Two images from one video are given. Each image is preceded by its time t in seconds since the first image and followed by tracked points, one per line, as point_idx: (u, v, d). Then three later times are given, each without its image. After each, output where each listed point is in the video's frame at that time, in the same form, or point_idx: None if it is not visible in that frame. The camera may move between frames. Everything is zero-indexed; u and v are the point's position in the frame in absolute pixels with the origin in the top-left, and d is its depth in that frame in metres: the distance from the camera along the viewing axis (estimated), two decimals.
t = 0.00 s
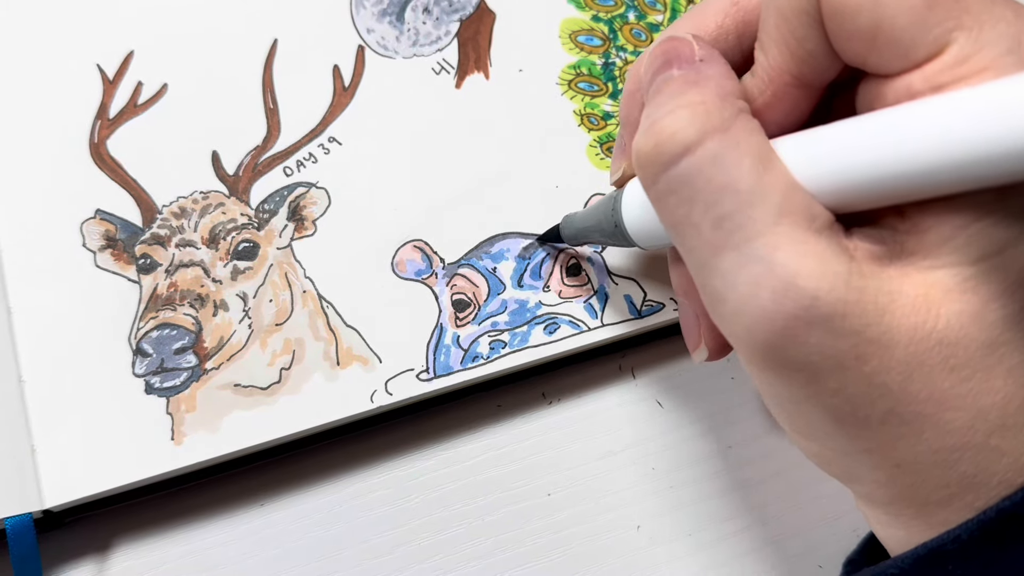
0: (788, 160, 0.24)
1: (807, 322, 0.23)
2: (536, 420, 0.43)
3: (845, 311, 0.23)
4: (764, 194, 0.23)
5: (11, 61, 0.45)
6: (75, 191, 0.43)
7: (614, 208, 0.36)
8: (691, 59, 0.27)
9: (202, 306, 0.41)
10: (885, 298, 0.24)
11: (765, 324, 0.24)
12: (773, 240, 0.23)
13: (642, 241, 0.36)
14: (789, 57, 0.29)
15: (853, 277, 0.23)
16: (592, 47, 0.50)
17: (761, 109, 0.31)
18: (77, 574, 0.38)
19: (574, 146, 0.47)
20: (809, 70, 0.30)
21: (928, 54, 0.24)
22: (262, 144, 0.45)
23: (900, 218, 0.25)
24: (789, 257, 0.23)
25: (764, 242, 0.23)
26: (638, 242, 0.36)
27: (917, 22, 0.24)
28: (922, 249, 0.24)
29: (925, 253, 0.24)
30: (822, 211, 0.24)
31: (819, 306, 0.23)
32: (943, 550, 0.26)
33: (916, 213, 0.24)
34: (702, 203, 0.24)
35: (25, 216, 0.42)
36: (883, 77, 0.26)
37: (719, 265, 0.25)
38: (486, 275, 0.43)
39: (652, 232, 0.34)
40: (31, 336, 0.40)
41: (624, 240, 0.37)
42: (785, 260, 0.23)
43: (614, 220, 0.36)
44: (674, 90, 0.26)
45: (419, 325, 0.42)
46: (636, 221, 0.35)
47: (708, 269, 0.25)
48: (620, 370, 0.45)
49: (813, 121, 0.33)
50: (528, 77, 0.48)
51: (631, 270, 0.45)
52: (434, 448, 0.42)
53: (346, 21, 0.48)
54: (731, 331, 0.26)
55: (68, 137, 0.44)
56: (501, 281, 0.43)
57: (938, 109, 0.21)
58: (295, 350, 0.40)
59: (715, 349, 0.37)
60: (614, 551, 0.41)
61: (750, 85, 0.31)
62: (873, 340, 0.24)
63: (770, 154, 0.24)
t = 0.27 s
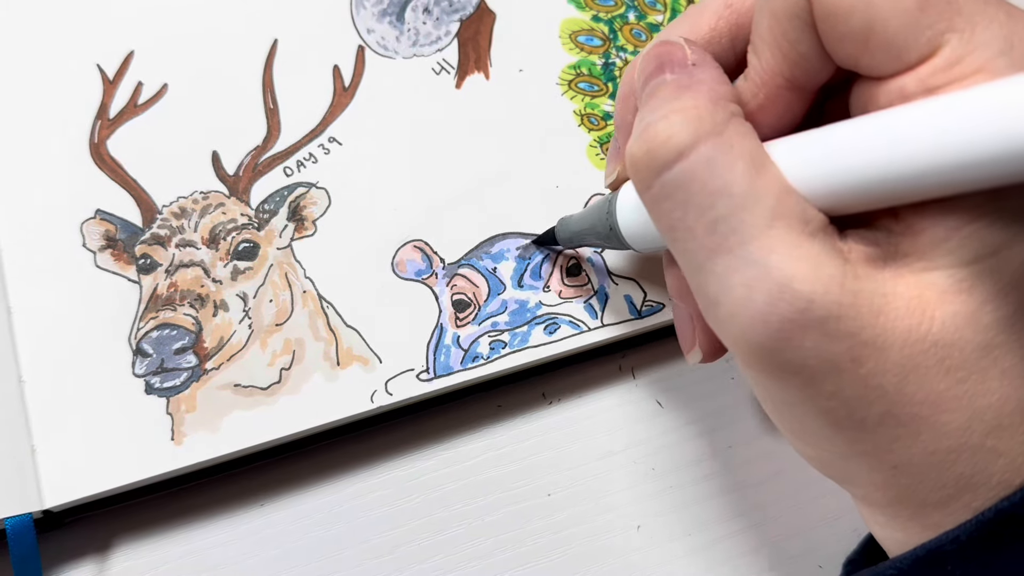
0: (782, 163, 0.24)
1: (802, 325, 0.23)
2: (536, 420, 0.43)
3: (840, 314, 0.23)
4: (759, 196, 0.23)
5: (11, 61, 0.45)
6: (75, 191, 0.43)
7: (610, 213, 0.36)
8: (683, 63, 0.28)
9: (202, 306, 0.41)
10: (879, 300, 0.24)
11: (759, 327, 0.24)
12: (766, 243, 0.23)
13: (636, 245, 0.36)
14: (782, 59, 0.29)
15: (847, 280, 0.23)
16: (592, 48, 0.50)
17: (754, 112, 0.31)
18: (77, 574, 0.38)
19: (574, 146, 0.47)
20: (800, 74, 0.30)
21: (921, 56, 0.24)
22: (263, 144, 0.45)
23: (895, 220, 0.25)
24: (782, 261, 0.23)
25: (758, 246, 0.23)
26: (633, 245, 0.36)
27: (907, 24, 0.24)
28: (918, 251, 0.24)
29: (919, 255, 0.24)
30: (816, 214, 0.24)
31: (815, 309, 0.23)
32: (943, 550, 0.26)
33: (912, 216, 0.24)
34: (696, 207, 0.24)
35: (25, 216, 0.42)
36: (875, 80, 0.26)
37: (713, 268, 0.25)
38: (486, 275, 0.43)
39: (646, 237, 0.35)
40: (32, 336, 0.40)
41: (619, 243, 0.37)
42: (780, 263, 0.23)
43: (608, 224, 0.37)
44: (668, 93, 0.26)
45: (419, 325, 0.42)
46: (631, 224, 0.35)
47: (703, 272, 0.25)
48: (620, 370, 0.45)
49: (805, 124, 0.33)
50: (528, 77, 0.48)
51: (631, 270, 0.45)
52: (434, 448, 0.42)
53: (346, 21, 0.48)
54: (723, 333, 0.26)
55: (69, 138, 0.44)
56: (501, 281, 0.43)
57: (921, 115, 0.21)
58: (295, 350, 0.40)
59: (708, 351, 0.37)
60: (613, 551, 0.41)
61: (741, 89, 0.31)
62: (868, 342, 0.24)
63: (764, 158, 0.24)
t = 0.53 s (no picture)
0: (767, 166, 0.24)
1: (789, 328, 0.23)
2: (536, 420, 0.43)
3: (826, 316, 0.23)
4: (743, 199, 0.23)
5: (11, 60, 0.45)
6: (75, 190, 0.43)
7: (598, 212, 0.36)
8: (668, 67, 0.28)
9: (202, 306, 0.41)
10: (867, 302, 0.24)
11: (746, 330, 0.24)
12: (753, 247, 0.23)
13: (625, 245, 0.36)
14: (770, 60, 0.29)
15: (833, 282, 0.23)
16: (591, 48, 0.50)
17: (741, 113, 0.31)
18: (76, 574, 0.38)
19: (574, 146, 0.47)
20: (789, 75, 0.29)
21: (909, 57, 0.24)
22: (262, 143, 0.45)
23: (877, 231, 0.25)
24: (769, 264, 0.23)
25: (745, 250, 0.23)
26: (621, 245, 0.36)
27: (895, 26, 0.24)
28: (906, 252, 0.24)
29: (907, 257, 0.24)
30: (802, 216, 0.24)
31: (801, 311, 0.23)
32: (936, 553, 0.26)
33: (898, 217, 0.24)
34: (682, 212, 0.24)
35: (25, 216, 0.42)
36: (864, 81, 0.26)
37: (702, 273, 0.24)
38: (486, 275, 0.43)
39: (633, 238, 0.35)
40: (31, 336, 0.40)
41: (607, 243, 0.37)
42: (768, 267, 0.23)
43: (597, 224, 0.37)
44: (652, 99, 0.26)
45: (419, 325, 0.42)
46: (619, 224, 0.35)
47: (691, 276, 0.25)
48: (620, 370, 0.45)
49: (794, 126, 0.33)
50: (528, 77, 0.48)
51: (631, 270, 0.44)
52: (434, 448, 0.42)
53: (345, 21, 0.48)
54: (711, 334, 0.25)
55: (69, 138, 0.44)
56: (501, 281, 0.43)
57: (907, 121, 0.21)
58: (295, 350, 0.40)
59: (689, 351, 0.37)
60: (614, 552, 0.41)
61: (730, 90, 0.31)
62: (855, 344, 0.24)
63: (749, 160, 0.24)
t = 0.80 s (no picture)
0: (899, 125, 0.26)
1: (913, 281, 0.24)
2: (536, 420, 0.43)
3: (953, 271, 0.24)
4: (874, 151, 0.25)
5: (12, 61, 0.45)
6: (75, 191, 0.43)
7: (687, 163, 0.36)
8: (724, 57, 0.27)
9: (202, 306, 0.41)
10: (987, 264, 0.25)
11: (868, 283, 0.25)
12: (882, 196, 0.24)
13: (714, 197, 0.35)
14: (900, 11, 0.33)
15: (959, 241, 0.25)
16: (591, 48, 0.50)
17: (864, 62, 0.35)
18: (77, 574, 0.38)
19: (574, 146, 0.47)
20: (916, 28, 0.33)
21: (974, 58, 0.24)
22: (262, 144, 0.45)
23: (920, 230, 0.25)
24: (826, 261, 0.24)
25: (875, 198, 0.24)
26: (707, 198, 0.36)
27: None
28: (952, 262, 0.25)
29: None
30: (925, 174, 0.25)
31: (930, 263, 0.24)
32: (984, 531, 0.28)
33: None
34: (816, 148, 0.25)
35: (26, 216, 0.42)
36: (991, 47, 0.31)
37: (825, 215, 0.25)
38: (486, 275, 0.43)
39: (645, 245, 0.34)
40: (31, 337, 0.40)
41: (693, 196, 0.36)
42: (898, 217, 0.24)
43: (682, 176, 0.36)
44: (780, 37, 0.27)
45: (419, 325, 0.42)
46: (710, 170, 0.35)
47: (808, 220, 0.26)
48: (620, 370, 0.45)
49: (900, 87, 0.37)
50: (528, 77, 0.48)
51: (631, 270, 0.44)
52: (434, 448, 0.42)
53: (345, 21, 0.48)
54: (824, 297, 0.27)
55: (69, 138, 0.44)
56: (501, 281, 0.43)
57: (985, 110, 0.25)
58: (295, 350, 0.40)
59: (771, 314, 0.40)
60: (614, 551, 0.41)
61: (853, 41, 0.35)
62: (975, 305, 0.25)
63: (879, 110, 0.25)
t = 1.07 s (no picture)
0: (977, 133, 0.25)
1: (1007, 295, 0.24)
2: (536, 420, 0.43)
3: None
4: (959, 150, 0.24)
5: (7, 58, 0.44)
6: (74, 191, 0.43)
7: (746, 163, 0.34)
8: (686, 138, 0.27)
9: (201, 306, 0.41)
10: None
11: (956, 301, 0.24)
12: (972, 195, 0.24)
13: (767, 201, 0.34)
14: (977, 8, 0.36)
15: None
16: (592, 47, 0.49)
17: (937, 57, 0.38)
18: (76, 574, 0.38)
19: (575, 146, 0.47)
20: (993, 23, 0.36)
21: (951, 140, 0.24)
22: (262, 143, 0.44)
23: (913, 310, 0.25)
24: (800, 356, 0.23)
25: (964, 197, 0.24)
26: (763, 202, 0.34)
27: None
28: (937, 342, 0.24)
29: None
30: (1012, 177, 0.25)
31: None
32: None
33: None
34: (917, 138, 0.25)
35: (25, 216, 0.42)
36: None
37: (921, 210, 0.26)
38: (486, 275, 0.43)
39: (631, 299, 0.33)
40: (30, 337, 0.39)
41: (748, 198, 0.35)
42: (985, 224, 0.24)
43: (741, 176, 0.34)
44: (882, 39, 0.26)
45: (419, 325, 0.42)
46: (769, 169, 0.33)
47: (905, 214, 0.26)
48: (621, 370, 0.44)
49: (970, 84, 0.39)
50: (528, 76, 0.48)
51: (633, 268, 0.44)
52: (434, 448, 0.42)
53: (345, 20, 0.47)
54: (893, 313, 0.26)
55: (68, 137, 0.43)
56: (502, 281, 0.43)
57: None
58: (295, 350, 0.40)
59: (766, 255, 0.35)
60: (614, 550, 0.41)
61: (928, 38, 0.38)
62: None
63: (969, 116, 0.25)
